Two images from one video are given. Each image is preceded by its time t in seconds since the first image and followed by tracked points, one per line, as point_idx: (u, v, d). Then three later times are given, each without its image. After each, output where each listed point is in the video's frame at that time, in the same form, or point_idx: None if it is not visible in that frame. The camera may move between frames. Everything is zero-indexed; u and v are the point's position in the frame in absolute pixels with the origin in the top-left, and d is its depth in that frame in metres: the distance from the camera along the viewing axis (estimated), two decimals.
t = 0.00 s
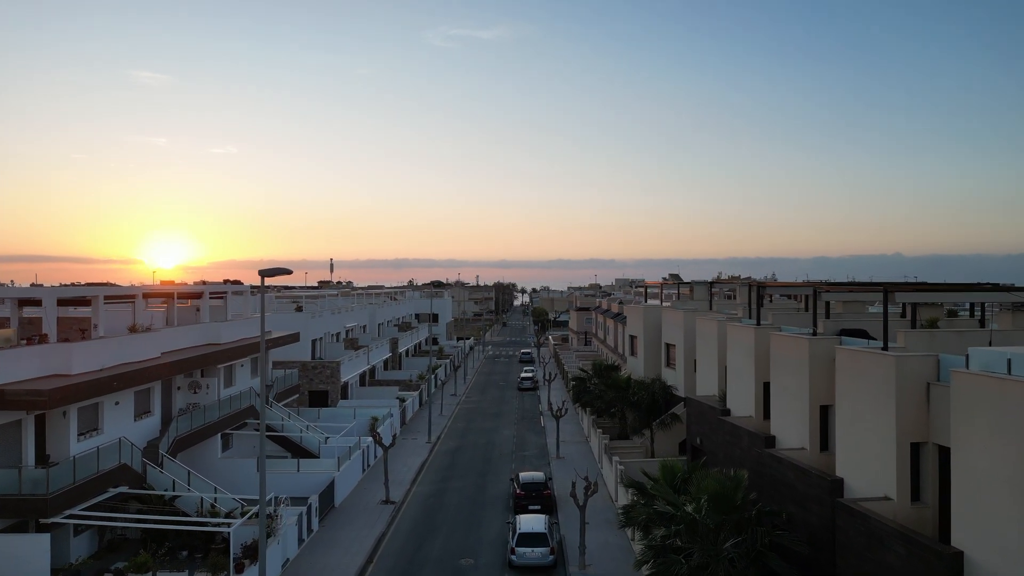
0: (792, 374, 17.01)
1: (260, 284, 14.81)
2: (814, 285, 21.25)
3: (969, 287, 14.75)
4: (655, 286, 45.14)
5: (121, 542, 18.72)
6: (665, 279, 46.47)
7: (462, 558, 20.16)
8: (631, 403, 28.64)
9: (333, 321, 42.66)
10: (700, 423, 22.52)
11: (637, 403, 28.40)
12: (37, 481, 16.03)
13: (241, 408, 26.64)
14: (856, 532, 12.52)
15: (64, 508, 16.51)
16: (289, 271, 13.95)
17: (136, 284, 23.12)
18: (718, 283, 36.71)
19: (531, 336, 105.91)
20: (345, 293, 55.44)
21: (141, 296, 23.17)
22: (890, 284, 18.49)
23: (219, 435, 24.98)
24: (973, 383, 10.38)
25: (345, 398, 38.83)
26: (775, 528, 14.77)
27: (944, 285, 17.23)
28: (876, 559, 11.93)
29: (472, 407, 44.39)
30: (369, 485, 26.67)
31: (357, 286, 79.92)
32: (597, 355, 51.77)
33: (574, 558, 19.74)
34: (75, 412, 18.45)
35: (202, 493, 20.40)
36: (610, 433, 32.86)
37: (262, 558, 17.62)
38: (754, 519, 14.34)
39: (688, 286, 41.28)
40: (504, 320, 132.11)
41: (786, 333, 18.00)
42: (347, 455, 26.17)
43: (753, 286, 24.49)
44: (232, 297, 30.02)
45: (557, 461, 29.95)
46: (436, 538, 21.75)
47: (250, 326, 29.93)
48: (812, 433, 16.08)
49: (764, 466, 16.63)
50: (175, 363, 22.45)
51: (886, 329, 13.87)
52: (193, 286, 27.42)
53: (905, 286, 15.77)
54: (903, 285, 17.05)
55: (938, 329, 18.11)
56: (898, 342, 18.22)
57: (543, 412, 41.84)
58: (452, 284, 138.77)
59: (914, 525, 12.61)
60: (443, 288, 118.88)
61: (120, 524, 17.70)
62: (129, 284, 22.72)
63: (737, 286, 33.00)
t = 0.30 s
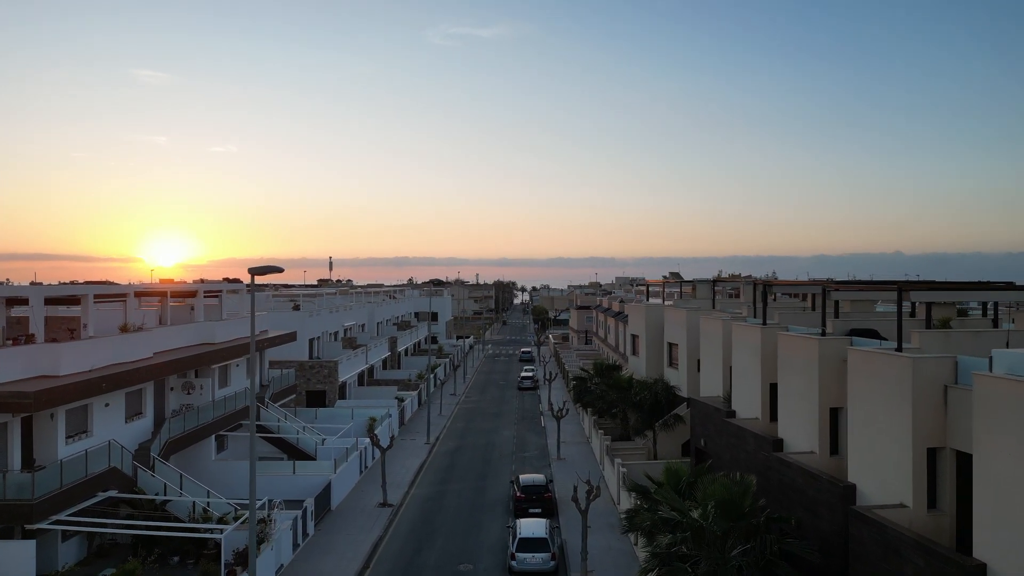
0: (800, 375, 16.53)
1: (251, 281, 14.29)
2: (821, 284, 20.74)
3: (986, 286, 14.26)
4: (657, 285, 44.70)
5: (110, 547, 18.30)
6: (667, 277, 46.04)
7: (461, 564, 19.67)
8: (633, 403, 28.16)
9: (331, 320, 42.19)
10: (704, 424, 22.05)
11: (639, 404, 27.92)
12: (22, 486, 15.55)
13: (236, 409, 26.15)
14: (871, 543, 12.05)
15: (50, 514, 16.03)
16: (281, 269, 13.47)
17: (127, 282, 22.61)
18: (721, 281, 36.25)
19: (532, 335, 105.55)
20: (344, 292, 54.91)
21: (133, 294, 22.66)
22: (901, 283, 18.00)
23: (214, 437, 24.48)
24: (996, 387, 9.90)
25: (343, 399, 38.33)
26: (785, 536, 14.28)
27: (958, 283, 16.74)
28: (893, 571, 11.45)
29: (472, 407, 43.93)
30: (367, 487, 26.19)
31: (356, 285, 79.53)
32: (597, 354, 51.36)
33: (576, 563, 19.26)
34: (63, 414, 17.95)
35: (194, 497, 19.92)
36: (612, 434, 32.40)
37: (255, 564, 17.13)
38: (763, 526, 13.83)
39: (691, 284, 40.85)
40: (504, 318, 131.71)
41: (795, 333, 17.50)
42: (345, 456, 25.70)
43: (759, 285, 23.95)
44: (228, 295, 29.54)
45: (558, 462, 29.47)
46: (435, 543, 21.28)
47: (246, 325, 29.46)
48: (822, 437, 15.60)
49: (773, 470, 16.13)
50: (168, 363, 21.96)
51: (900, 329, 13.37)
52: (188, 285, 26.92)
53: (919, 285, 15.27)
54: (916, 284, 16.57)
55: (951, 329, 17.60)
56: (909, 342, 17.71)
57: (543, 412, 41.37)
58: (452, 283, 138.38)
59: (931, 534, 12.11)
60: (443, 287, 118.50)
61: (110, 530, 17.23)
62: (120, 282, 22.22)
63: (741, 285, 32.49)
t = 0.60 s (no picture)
0: (809, 376, 16.05)
1: (240, 278, 13.79)
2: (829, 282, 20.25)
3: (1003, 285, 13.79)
4: (658, 283, 44.27)
5: (99, 552, 17.84)
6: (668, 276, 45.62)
7: (460, 569, 19.21)
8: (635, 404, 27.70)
9: (329, 319, 41.70)
10: (708, 426, 21.59)
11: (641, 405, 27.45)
12: (6, 491, 15.03)
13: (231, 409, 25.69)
14: (886, 553, 11.58)
15: (36, 520, 15.51)
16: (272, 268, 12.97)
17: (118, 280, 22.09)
18: (724, 279, 35.81)
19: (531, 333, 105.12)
20: (342, 290, 54.38)
21: (124, 293, 22.15)
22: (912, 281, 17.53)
23: (207, 438, 23.99)
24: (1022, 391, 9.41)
25: (341, 398, 37.83)
26: (795, 544, 13.79)
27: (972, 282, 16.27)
28: None
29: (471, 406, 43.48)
30: (365, 489, 25.72)
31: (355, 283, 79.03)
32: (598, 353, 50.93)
33: (578, 568, 18.78)
34: (51, 416, 17.44)
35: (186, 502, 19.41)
36: (613, 434, 31.96)
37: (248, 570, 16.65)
38: (772, 534, 13.35)
39: (693, 283, 40.41)
40: (504, 317, 131.27)
41: (802, 333, 17.03)
42: (342, 458, 25.24)
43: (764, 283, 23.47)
44: (223, 294, 29.05)
45: (559, 464, 29.00)
46: (433, 547, 20.82)
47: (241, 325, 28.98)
48: (831, 440, 15.13)
49: (781, 474, 15.66)
50: (161, 363, 21.47)
51: (915, 330, 12.88)
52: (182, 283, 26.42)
53: (933, 284, 14.79)
54: (928, 282, 16.10)
55: (964, 329, 17.13)
56: (921, 343, 17.21)
57: (544, 411, 40.92)
58: (452, 281, 137.89)
59: (949, 544, 11.62)
60: (442, 285, 117.98)
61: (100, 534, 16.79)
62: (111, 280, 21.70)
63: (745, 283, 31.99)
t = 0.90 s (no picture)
0: (818, 378, 15.56)
1: (227, 274, 13.29)
2: (837, 281, 19.76)
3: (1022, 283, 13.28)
4: (660, 282, 43.79)
5: (87, 558, 17.44)
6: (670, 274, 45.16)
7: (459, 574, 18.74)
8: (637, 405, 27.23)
9: (327, 318, 41.22)
10: (713, 428, 21.11)
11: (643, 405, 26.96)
12: None
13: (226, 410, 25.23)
14: (902, 563, 11.12)
15: (20, 527, 15.01)
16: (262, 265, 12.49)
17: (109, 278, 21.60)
18: (727, 278, 35.33)
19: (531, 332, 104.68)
20: (340, 288, 53.89)
21: (115, 292, 21.66)
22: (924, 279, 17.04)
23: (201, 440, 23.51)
24: None
25: (339, 398, 37.34)
26: (805, 552, 13.30)
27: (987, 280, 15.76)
28: None
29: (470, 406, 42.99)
30: (362, 491, 25.24)
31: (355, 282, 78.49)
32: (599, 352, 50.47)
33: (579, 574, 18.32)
34: (38, 418, 16.98)
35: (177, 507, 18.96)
36: (614, 435, 31.48)
37: None
38: (782, 542, 12.85)
39: (695, 281, 39.92)
40: (504, 315, 130.80)
41: (811, 333, 16.54)
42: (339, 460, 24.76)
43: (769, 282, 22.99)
44: (217, 293, 28.57)
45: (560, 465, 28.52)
46: (431, 551, 20.36)
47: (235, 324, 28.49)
48: (842, 444, 14.65)
49: (789, 480, 15.18)
50: (152, 364, 21.00)
51: (931, 330, 12.40)
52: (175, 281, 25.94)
53: (949, 282, 14.29)
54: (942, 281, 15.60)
55: (977, 329, 16.63)
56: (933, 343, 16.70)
57: (544, 411, 40.44)
58: (452, 280, 137.37)
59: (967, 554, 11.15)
60: (443, 283, 117.47)
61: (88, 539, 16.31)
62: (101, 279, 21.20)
63: (748, 282, 31.50)
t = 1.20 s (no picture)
0: (827, 379, 15.09)
1: (212, 270, 12.74)
2: (845, 279, 19.25)
3: None
4: (662, 279, 43.31)
5: (75, 563, 16.54)
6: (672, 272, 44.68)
7: None
8: (639, 404, 26.76)
9: (325, 315, 40.76)
10: (717, 428, 20.64)
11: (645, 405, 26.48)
12: None
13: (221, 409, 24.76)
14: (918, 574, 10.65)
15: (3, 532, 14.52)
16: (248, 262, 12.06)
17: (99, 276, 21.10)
18: (730, 275, 34.84)
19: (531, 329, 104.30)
20: (338, 286, 53.36)
21: (105, 289, 21.16)
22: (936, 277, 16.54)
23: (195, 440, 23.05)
24: None
25: (337, 397, 36.87)
26: (815, 561, 12.78)
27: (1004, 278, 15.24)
28: None
29: (470, 404, 42.57)
30: (359, 493, 24.78)
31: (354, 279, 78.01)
32: (600, 350, 50.01)
33: None
34: (23, 420, 16.48)
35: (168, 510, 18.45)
36: (616, 434, 31.03)
37: None
38: (792, 550, 12.33)
39: (697, 279, 39.41)
40: (504, 312, 130.39)
41: (819, 332, 16.06)
42: (336, 461, 24.30)
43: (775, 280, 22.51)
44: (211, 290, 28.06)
45: (560, 466, 28.08)
46: (429, 555, 19.89)
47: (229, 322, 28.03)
48: (852, 448, 14.18)
49: (798, 483, 14.69)
50: (143, 363, 20.52)
51: (948, 330, 11.91)
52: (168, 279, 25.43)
53: (966, 280, 13.80)
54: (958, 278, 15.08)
55: (991, 328, 16.13)
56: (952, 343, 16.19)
57: (544, 410, 40.01)
58: (452, 277, 136.94)
59: (987, 565, 10.68)
60: (442, 280, 117.00)
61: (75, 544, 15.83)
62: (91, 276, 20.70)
63: (752, 279, 30.99)
